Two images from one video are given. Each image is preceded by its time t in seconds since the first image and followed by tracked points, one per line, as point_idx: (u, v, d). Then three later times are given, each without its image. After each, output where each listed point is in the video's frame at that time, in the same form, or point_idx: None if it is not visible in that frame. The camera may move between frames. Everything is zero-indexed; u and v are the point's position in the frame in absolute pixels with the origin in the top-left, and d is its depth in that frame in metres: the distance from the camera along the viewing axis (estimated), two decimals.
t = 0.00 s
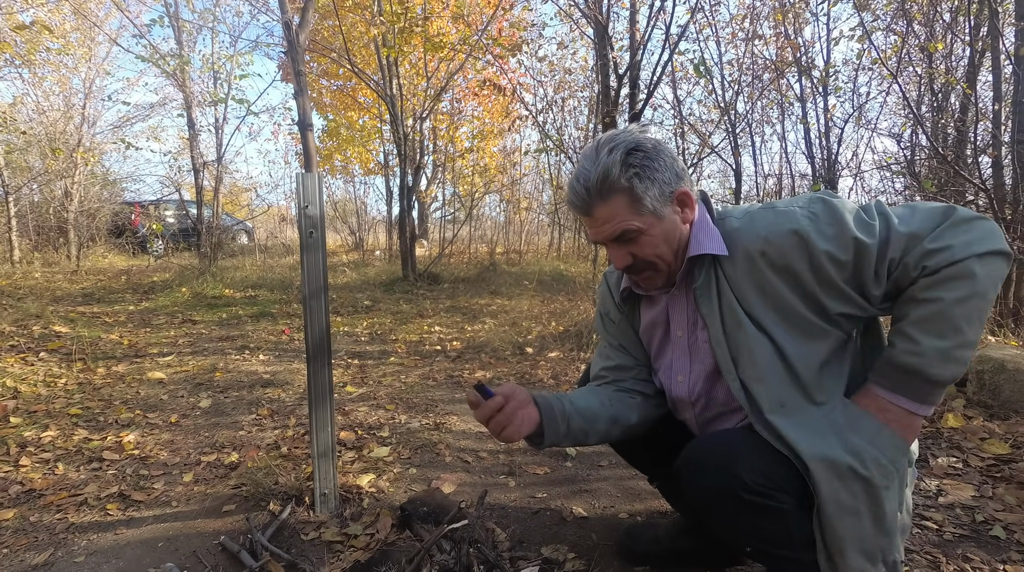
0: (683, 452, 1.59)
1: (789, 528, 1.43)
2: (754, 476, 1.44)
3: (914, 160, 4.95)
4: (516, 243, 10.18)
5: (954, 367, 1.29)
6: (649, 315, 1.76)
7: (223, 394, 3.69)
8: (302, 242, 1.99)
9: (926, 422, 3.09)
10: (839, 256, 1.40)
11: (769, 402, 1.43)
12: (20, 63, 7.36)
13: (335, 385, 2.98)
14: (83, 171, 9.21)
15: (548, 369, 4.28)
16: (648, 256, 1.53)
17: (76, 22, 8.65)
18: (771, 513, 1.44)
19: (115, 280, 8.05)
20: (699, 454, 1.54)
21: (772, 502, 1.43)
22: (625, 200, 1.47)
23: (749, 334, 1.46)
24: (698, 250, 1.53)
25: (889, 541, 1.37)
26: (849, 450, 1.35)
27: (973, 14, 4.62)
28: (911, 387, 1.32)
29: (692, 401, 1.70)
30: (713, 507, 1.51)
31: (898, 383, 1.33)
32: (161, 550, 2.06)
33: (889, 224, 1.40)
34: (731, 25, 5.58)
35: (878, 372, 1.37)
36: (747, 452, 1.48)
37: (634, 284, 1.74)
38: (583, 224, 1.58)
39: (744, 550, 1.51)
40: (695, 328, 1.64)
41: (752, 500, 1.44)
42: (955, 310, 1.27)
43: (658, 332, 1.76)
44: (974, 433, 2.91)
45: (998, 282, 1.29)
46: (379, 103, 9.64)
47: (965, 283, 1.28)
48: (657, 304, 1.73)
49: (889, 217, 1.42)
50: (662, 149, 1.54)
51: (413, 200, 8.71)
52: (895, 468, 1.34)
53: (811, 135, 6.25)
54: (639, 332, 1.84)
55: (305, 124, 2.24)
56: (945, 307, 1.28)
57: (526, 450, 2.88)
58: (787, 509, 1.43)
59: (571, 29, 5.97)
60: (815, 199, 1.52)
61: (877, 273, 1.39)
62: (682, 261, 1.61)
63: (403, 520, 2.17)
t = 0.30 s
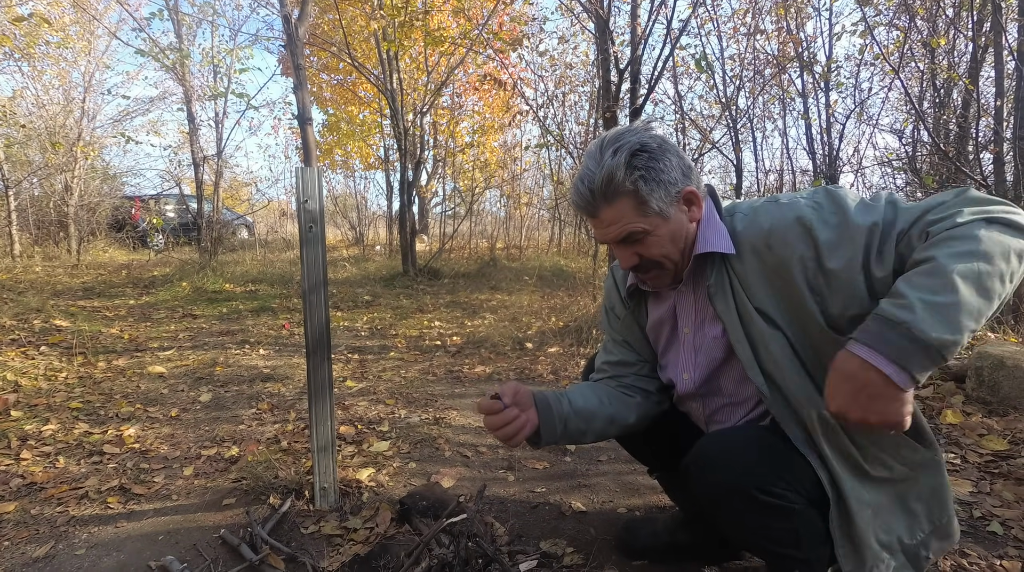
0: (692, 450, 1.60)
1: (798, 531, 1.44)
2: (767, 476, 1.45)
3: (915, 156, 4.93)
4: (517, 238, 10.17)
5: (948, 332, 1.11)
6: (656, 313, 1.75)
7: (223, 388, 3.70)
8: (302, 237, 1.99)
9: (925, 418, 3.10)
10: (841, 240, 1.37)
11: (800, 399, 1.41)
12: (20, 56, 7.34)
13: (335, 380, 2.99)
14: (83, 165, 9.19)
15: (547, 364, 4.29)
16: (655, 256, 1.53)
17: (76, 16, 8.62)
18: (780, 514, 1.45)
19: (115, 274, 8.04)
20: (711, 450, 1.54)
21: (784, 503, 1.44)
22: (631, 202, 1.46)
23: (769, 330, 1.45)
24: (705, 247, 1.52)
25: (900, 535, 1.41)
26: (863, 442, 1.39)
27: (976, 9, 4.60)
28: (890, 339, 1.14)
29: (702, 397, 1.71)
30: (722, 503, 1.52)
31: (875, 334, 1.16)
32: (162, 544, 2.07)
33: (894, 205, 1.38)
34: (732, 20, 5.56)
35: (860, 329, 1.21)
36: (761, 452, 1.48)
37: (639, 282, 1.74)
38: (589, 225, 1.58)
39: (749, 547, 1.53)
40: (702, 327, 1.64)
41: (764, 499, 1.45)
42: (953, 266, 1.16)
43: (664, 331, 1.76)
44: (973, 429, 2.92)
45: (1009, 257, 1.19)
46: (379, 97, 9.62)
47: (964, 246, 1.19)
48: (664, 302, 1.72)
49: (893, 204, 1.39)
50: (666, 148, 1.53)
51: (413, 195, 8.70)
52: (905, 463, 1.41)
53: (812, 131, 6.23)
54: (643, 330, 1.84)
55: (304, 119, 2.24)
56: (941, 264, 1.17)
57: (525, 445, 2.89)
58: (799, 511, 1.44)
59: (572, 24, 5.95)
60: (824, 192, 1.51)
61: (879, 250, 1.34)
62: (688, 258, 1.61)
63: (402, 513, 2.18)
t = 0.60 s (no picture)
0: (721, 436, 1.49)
1: (817, 530, 1.40)
2: (798, 473, 1.38)
3: (916, 153, 4.92)
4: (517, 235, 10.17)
5: (709, 437, 1.15)
6: (669, 310, 1.73)
7: (223, 384, 3.71)
8: (301, 233, 1.99)
9: (924, 415, 3.10)
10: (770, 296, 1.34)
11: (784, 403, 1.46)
12: (19, 51, 7.33)
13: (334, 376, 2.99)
14: (83, 161, 9.18)
15: (547, 361, 4.29)
16: (669, 253, 1.49)
17: (74, 10, 8.59)
18: (806, 512, 1.38)
19: (115, 270, 8.04)
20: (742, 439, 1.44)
21: (811, 502, 1.37)
22: (647, 197, 1.41)
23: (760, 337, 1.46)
24: (714, 248, 1.48)
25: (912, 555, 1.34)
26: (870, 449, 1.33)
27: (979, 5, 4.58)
28: (670, 416, 1.19)
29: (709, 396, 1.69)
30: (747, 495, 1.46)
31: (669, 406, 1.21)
32: (162, 539, 2.08)
33: (810, 285, 1.23)
34: (733, 16, 5.54)
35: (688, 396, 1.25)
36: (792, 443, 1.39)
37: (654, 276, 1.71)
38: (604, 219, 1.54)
39: (766, 538, 1.49)
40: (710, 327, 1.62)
41: (793, 498, 1.38)
42: (753, 386, 1.13)
43: (675, 327, 1.74)
44: (972, 426, 2.92)
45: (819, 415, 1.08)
46: (379, 93, 9.60)
47: (785, 372, 1.12)
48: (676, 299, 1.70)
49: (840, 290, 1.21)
50: (686, 142, 1.46)
51: (413, 191, 8.69)
52: (908, 474, 1.35)
53: (813, 128, 6.22)
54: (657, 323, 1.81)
55: (303, 114, 2.23)
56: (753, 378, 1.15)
57: (525, 442, 2.89)
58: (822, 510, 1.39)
59: (572, 20, 5.94)
60: (812, 236, 1.35)
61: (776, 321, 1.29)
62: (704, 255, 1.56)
63: (402, 509, 2.19)
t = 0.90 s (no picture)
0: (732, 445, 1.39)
1: (829, 537, 1.33)
2: (818, 480, 1.29)
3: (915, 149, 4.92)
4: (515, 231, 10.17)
5: (624, 469, 1.36)
6: (665, 306, 1.71)
7: (221, 379, 3.71)
8: (298, 228, 1.98)
9: (921, 411, 3.11)
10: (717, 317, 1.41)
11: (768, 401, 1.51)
12: (14, 44, 7.28)
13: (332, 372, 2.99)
14: (79, 155, 9.14)
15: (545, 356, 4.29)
16: (658, 251, 1.50)
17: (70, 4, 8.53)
18: (823, 522, 1.31)
19: (113, 265, 8.01)
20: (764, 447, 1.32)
21: (830, 512, 1.30)
22: (631, 199, 1.42)
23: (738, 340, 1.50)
24: (700, 252, 1.46)
25: (928, 552, 1.30)
26: (868, 444, 1.31)
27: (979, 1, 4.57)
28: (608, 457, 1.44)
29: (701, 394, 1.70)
30: (766, 504, 1.34)
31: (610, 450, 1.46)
32: (161, 533, 2.08)
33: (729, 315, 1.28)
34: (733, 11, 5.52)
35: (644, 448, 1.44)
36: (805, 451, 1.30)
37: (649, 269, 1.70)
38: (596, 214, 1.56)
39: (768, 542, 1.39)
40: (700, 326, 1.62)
41: (809, 506, 1.29)
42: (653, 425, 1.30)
43: (669, 322, 1.73)
44: (969, 422, 2.93)
45: (689, 448, 1.22)
46: (378, 87, 9.56)
47: (680, 409, 1.26)
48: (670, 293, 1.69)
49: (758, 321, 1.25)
50: (676, 144, 1.44)
51: (411, 186, 8.67)
52: (912, 465, 1.31)
53: (812, 123, 6.22)
54: (653, 309, 1.78)
55: (301, 109, 2.22)
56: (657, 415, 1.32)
57: (523, 437, 2.89)
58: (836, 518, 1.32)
59: (571, 15, 5.91)
60: (770, 254, 1.34)
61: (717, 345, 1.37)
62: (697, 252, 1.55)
63: (400, 504, 2.19)
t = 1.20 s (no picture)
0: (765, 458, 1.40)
1: (858, 542, 1.34)
2: (853, 486, 1.31)
3: (919, 142, 4.89)
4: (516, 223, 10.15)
5: (691, 446, 1.28)
6: (653, 308, 1.70)
7: (223, 369, 3.72)
8: (300, 218, 1.97)
9: (922, 403, 3.11)
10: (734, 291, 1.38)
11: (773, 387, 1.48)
12: (13, 34, 7.24)
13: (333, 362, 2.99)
14: (80, 146, 9.13)
15: (546, 348, 4.29)
16: (629, 249, 1.50)
17: None
18: (851, 527, 1.32)
19: (113, 256, 8.00)
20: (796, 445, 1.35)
21: (860, 517, 1.31)
22: (600, 198, 1.43)
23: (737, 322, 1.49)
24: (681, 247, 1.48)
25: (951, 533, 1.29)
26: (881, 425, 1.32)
27: None
28: (658, 436, 1.36)
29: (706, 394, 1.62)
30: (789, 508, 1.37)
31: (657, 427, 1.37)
32: (164, 522, 2.09)
33: (773, 277, 1.25)
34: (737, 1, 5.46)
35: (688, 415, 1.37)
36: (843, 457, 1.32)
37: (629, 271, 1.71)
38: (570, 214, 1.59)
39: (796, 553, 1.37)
40: (695, 317, 1.59)
41: (843, 512, 1.31)
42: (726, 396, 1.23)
43: (660, 322, 1.71)
44: (969, 415, 2.93)
45: (785, 411, 1.15)
46: (379, 78, 9.51)
47: (753, 378, 1.19)
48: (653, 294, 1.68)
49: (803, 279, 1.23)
50: (643, 144, 1.44)
51: (412, 178, 8.64)
52: (921, 441, 1.32)
53: (815, 116, 6.18)
54: (636, 314, 1.77)
55: (303, 99, 2.20)
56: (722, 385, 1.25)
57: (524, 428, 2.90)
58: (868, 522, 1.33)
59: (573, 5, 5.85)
60: (772, 222, 1.35)
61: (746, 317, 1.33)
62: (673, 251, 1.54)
63: (402, 494, 2.20)
